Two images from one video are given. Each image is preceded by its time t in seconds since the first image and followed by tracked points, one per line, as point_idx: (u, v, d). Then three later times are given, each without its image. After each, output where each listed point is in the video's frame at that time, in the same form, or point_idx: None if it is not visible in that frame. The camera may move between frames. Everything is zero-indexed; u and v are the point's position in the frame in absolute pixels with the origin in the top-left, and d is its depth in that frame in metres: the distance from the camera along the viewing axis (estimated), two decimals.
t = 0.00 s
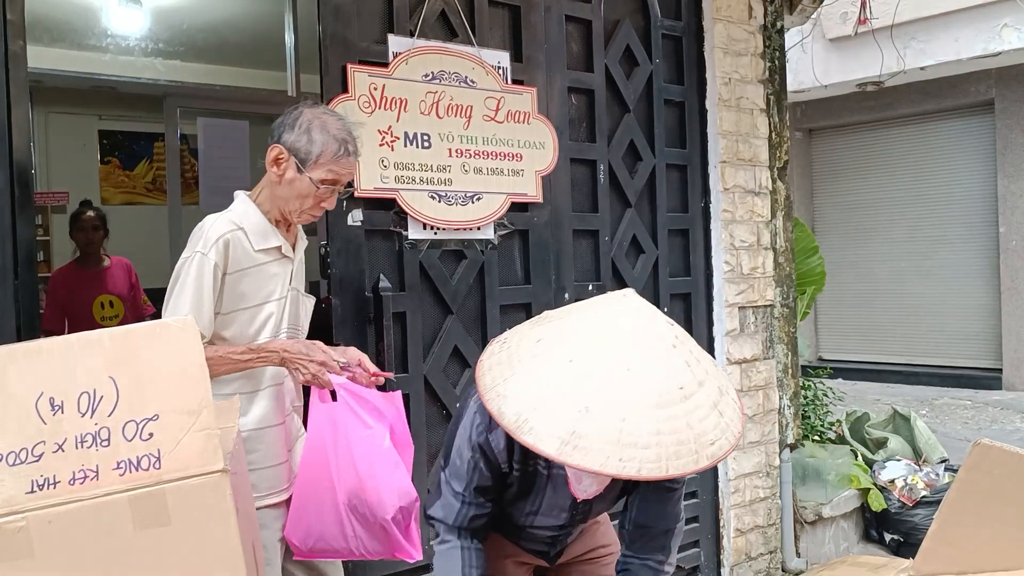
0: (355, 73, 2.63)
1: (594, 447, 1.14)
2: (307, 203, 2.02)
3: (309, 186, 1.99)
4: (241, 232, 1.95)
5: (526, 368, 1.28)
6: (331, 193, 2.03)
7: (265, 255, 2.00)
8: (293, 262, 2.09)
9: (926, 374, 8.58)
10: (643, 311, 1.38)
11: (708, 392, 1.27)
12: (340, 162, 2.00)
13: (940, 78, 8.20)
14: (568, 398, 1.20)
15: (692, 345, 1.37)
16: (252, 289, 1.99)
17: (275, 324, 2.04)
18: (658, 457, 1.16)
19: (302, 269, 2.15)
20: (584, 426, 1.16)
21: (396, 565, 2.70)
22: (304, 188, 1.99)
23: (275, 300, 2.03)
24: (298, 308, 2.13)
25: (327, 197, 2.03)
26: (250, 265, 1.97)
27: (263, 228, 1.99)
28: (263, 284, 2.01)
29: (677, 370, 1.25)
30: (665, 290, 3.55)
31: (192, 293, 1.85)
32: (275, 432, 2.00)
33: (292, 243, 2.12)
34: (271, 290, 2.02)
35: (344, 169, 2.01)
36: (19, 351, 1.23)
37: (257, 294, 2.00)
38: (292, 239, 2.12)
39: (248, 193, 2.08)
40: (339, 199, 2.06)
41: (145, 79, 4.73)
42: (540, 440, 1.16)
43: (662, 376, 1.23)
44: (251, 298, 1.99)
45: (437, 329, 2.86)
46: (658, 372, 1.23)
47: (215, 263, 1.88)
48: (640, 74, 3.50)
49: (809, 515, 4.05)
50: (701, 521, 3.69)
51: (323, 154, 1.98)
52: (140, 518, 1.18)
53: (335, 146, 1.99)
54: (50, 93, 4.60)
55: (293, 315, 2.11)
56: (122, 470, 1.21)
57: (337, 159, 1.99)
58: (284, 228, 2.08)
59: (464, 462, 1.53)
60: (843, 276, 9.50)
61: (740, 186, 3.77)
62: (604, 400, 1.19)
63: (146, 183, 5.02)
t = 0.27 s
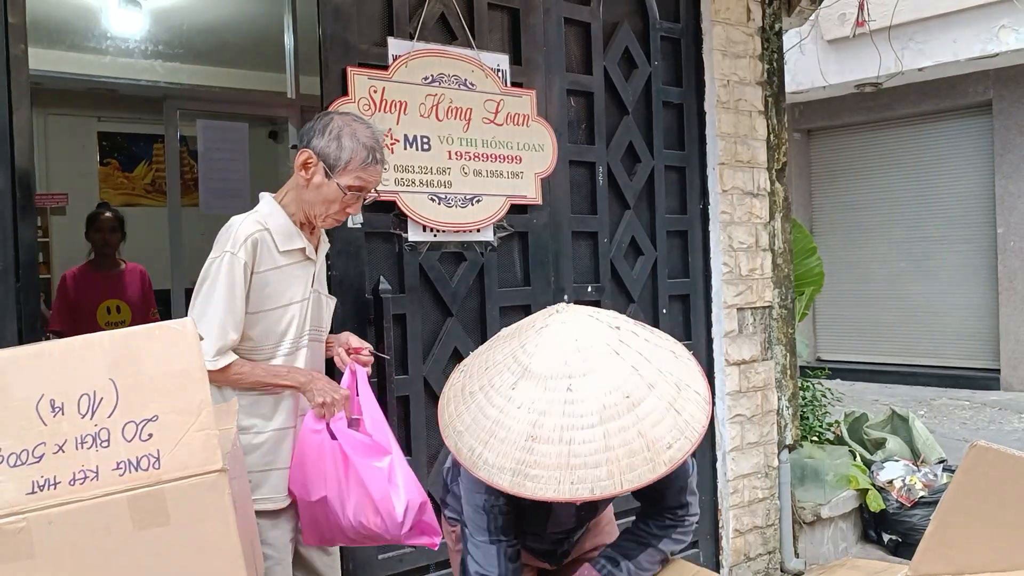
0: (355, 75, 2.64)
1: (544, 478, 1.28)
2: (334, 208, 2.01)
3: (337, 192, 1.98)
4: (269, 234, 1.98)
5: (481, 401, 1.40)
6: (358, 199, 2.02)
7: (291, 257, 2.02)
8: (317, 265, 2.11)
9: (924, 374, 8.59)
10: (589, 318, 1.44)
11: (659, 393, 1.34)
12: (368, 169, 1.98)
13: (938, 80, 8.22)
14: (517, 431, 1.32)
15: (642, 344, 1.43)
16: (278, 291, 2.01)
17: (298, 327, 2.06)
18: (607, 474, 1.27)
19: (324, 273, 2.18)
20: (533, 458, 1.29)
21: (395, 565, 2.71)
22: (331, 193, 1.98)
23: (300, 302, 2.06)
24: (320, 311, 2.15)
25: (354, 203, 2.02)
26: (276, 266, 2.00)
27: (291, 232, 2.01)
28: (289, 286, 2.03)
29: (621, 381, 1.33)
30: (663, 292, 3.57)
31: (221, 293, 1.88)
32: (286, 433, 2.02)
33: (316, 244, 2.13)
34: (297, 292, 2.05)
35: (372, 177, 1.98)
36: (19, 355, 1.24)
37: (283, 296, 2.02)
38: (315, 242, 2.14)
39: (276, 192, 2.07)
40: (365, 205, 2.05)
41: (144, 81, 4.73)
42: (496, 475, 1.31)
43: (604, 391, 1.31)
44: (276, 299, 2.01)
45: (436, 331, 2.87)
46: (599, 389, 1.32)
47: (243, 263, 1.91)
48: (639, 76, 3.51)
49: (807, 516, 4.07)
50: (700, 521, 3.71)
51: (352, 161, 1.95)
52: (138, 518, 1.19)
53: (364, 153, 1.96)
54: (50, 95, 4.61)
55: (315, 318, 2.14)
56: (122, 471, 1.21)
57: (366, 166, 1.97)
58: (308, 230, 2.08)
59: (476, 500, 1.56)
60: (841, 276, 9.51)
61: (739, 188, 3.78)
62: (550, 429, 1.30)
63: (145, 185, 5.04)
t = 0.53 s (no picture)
0: (354, 77, 2.64)
1: (583, 455, 1.26)
2: (331, 205, 1.99)
3: (332, 189, 1.96)
4: (271, 236, 1.98)
5: (500, 391, 1.38)
6: (356, 197, 1.99)
7: (294, 258, 2.02)
8: (322, 265, 2.11)
9: (923, 375, 8.60)
10: (596, 292, 1.44)
11: (674, 355, 1.37)
12: (364, 165, 1.96)
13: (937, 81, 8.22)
14: (547, 413, 1.30)
15: (649, 311, 1.45)
16: (282, 292, 2.01)
17: (304, 328, 2.06)
18: (643, 442, 1.27)
19: (330, 273, 2.17)
20: (569, 437, 1.28)
21: (394, 566, 2.71)
22: (327, 191, 1.97)
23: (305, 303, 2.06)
24: (326, 311, 2.15)
25: (350, 200, 2.00)
26: (279, 268, 2.00)
27: (293, 233, 2.01)
28: (292, 287, 2.03)
29: (640, 351, 1.35)
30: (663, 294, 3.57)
31: (225, 296, 1.89)
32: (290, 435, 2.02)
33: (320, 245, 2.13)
34: (301, 292, 2.05)
35: (366, 172, 1.96)
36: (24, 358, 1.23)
37: (286, 297, 2.02)
38: (320, 242, 2.14)
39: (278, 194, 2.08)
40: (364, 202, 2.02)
41: (143, 82, 4.73)
42: (533, 461, 1.28)
43: (625, 362, 1.33)
44: (280, 301, 2.01)
45: (436, 332, 2.88)
46: (620, 361, 1.33)
47: (244, 266, 1.91)
48: (638, 77, 3.52)
49: (806, 517, 4.07)
50: (698, 523, 3.72)
51: (344, 156, 1.94)
52: (145, 523, 1.21)
53: (357, 148, 1.94)
54: (49, 96, 4.60)
55: (321, 318, 2.13)
56: (128, 477, 1.22)
57: (361, 162, 1.95)
58: (311, 230, 2.07)
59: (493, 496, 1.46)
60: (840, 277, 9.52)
61: (737, 189, 3.78)
62: (581, 406, 1.30)
63: (144, 185, 5.04)
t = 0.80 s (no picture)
0: (354, 79, 2.64)
1: (649, 357, 1.21)
2: (322, 201, 1.99)
3: (321, 185, 1.97)
4: (265, 236, 1.98)
5: (556, 298, 1.28)
6: (347, 191, 1.99)
7: (289, 258, 2.02)
8: (318, 266, 2.10)
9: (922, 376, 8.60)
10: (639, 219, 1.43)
11: (712, 281, 1.38)
12: (351, 159, 1.96)
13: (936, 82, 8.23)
14: (610, 318, 1.23)
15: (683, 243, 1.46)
16: (276, 292, 2.01)
17: (298, 328, 2.05)
18: (699, 352, 1.25)
19: (327, 275, 2.17)
20: (635, 339, 1.22)
21: (393, 568, 2.72)
22: (316, 186, 1.97)
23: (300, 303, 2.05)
24: (323, 313, 2.14)
25: (341, 194, 1.99)
26: (273, 268, 2.00)
27: (288, 231, 2.01)
28: (287, 286, 2.03)
29: (685, 272, 1.34)
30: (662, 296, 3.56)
31: (214, 294, 1.89)
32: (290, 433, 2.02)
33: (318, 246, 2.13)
34: (296, 292, 2.04)
35: (353, 165, 1.96)
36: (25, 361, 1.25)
37: (281, 297, 2.02)
38: (318, 244, 2.14)
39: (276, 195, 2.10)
40: (356, 198, 2.02)
41: (143, 82, 4.74)
42: (599, 363, 1.20)
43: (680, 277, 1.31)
44: (275, 300, 2.01)
45: (435, 333, 2.89)
46: (676, 274, 1.32)
47: (237, 266, 1.92)
48: (637, 79, 3.53)
49: (805, 518, 4.08)
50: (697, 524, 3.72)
51: (329, 150, 1.94)
52: (142, 524, 1.21)
53: (343, 141, 1.95)
54: (49, 96, 4.60)
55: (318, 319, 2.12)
56: (126, 478, 1.23)
57: (347, 154, 1.95)
58: (306, 229, 2.08)
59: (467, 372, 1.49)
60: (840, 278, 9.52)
61: (736, 190, 3.79)
62: (644, 313, 1.25)
63: (143, 186, 5.04)
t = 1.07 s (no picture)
0: (356, 77, 2.64)
1: (672, 280, 1.34)
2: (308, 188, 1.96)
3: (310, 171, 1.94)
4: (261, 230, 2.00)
5: (583, 228, 1.43)
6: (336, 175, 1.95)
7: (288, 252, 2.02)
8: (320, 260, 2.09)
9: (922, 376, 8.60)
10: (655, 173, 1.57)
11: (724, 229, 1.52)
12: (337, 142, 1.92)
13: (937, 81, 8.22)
14: (636, 244, 1.37)
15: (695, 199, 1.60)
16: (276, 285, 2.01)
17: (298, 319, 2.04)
18: (716, 283, 1.37)
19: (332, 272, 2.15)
20: (660, 265, 1.35)
21: (395, 566, 2.72)
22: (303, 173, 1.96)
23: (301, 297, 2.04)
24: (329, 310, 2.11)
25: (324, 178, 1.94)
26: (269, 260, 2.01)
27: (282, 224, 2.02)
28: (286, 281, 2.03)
29: (702, 221, 1.48)
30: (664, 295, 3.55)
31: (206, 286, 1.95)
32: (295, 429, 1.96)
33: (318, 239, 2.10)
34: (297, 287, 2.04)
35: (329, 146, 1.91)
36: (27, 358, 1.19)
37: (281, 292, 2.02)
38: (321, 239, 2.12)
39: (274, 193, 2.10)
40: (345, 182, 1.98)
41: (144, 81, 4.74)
42: (627, 280, 1.33)
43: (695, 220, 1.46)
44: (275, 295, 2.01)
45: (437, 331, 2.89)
46: (693, 217, 1.46)
47: (226, 258, 1.94)
48: (639, 77, 3.52)
49: (806, 517, 4.08)
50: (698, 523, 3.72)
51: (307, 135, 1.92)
52: (146, 521, 1.16)
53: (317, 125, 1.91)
54: (50, 96, 4.62)
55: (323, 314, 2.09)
56: (130, 475, 1.17)
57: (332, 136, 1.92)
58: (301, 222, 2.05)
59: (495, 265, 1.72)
60: (840, 277, 9.51)
61: (738, 189, 3.79)
62: (669, 243, 1.38)
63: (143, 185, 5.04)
